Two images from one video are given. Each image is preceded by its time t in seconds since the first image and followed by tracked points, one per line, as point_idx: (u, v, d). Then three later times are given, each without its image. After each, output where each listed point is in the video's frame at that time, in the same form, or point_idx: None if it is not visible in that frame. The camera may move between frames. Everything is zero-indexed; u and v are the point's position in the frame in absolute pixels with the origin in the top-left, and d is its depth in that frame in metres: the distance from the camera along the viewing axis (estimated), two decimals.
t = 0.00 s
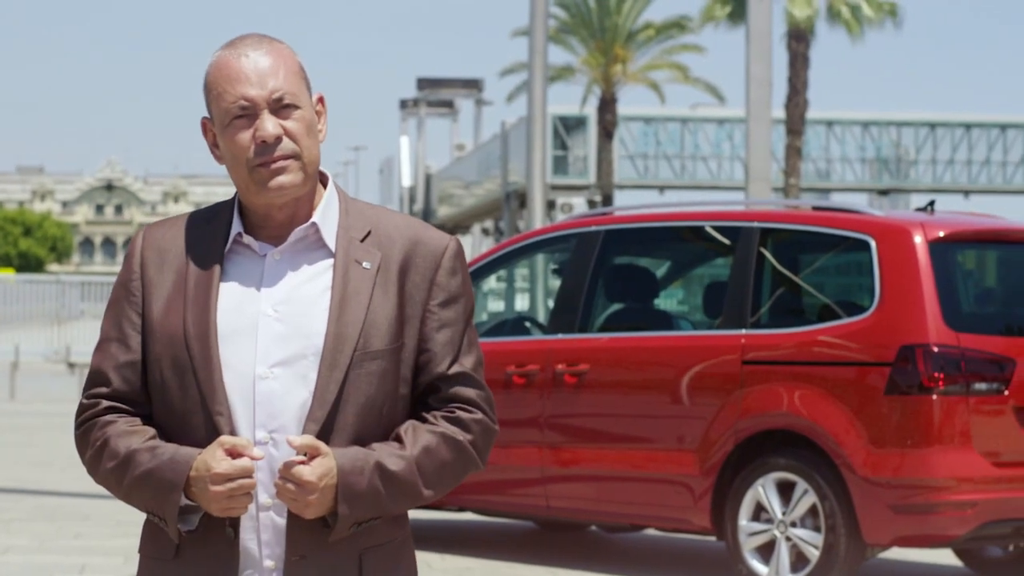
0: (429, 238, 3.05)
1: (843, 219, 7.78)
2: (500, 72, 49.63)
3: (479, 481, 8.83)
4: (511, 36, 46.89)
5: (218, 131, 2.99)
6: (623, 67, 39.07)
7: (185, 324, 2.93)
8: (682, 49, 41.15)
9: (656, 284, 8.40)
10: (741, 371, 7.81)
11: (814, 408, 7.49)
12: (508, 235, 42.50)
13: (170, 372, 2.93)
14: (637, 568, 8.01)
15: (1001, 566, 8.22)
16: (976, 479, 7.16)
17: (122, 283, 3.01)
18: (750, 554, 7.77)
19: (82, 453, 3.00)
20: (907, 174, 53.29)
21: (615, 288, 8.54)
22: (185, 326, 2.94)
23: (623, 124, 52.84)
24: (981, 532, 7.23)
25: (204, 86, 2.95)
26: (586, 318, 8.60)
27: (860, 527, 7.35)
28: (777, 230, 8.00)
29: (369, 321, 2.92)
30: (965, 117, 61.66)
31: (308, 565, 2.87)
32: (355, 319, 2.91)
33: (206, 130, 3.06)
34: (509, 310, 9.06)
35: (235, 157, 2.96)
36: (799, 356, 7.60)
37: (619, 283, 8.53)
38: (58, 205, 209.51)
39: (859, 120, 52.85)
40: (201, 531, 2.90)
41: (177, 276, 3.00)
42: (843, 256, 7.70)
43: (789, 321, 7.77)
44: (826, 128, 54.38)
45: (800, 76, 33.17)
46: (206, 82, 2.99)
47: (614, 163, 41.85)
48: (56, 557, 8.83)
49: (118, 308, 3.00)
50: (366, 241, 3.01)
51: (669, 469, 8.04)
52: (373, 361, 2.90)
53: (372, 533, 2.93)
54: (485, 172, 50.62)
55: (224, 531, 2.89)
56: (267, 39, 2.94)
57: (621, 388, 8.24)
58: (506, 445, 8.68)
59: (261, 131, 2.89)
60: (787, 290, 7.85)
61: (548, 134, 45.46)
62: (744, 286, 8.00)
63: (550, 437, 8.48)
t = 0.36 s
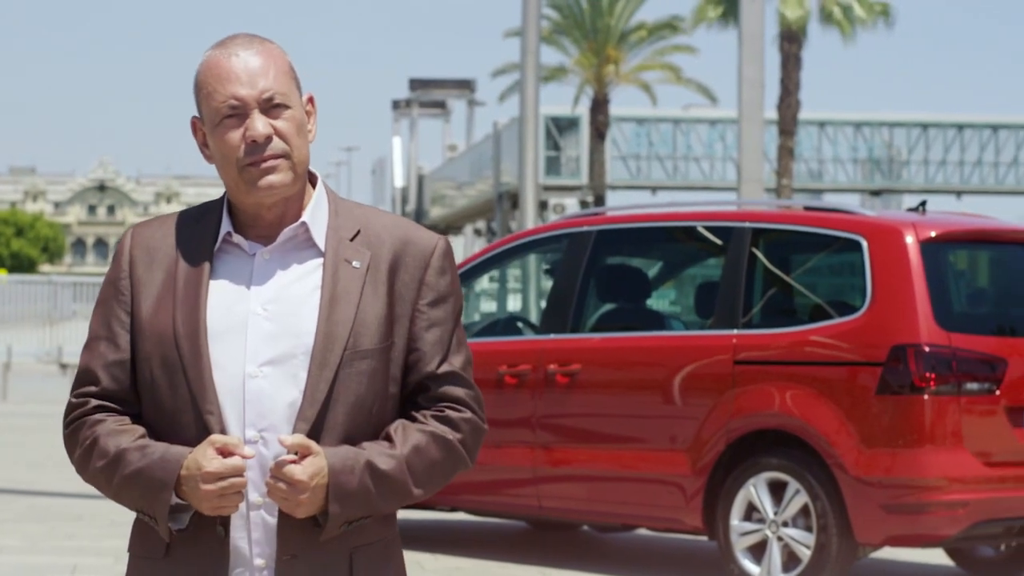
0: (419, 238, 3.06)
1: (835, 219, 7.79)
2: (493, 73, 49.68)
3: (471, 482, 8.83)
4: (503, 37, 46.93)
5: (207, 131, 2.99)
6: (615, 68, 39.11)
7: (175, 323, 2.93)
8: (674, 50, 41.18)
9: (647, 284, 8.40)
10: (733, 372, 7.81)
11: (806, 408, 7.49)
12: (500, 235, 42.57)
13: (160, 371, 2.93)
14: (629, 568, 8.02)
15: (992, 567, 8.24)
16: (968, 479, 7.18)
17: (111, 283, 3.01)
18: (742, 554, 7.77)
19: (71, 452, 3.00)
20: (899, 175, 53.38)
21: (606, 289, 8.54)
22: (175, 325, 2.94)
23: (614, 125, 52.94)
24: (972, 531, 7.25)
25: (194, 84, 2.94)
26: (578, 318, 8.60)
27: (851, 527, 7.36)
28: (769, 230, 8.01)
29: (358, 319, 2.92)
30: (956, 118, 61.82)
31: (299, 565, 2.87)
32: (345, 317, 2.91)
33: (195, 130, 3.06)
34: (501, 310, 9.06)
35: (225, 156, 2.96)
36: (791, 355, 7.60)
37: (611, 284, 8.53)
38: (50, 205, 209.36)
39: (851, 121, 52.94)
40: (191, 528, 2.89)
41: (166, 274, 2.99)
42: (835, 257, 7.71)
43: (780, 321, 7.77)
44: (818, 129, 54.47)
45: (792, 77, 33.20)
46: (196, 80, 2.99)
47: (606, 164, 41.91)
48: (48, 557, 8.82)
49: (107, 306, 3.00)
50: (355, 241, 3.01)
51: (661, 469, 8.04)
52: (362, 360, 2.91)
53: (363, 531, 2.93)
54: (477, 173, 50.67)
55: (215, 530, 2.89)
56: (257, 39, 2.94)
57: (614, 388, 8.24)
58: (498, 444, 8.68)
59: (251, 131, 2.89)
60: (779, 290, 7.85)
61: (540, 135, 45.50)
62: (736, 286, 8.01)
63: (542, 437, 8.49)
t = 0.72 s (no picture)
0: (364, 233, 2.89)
1: (825, 218, 7.80)
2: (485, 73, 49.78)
3: (461, 481, 8.84)
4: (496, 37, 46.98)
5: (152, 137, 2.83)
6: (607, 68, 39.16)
7: (121, 329, 2.80)
8: (665, 50, 41.14)
9: (639, 283, 8.39)
10: (723, 370, 7.82)
11: (797, 406, 7.50)
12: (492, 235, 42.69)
13: (107, 378, 2.80)
14: (619, 567, 8.02)
15: (982, 565, 8.25)
16: (958, 477, 7.21)
17: (55, 285, 2.86)
18: (732, 553, 7.78)
19: (19, 462, 2.88)
20: (890, 175, 53.51)
21: (598, 288, 8.54)
22: (121, 331, 2.80)
23: (607, 125, 53.03)
24: (963, 529, 7.27)
25: (140, 88, 2.79)
26: (569, 317, 8.60)
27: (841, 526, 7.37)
28: (759, 229, 8.02)
29: (308, 323, 2.78)
30: (948, 117, 61.96)
31: None
32: (294, 321, 2.77)
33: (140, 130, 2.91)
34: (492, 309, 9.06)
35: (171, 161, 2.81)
36: (782, 354, 7.61)
37: (603, 283, 8.53)
38: (44, 206, 209.31)
39: (843, 121, 53.07)
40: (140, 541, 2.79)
41: (109, 278, 2.84)
42: (825, 256, 7.72)
43: (770, 320, 7.78)
44: (811, 129, 54.58)
45: (784, 77, 33.25)
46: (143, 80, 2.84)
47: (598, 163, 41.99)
48: (38, 557, 8.81)
49: (51, 310, 2.86)
50: (302, 241, 2.86)
51: (652, 468, 8.05)
52: (312, 364, 2.77)
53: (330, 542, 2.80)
54: (469, 173, 50.77)
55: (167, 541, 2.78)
56: (205, 43, 2.79)
57: (605, 387, 8.23)
58: (488, 443, 8.69)
59: (196, 133, 2.75)
60: (769, 289, 7.85)
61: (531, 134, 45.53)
62: (726, 284, 8.01)
63: (533, 436, 8.49)
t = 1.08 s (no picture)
0: (201, 228, 2.80)
1: (815, 217, 7.81)
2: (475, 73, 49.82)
3: (451, 480, 8.85)
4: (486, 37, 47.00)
5: None
6: (598, 68, 39.16)
7: None
8: (655, 50, 41.13)
9: (627, 283, 8.38)
10: (712, 370, 7.81)
11: (786, 406, 7.51)
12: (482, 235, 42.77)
13: None
14: (608, 567, 8.02)
15: (970, 566, 8.27)
16: (947, 477, 7.21)
17: None
18: (721, 552, 7.79)
19: None
20: (881, 176, 53.61)
21: (587, 287, 8.53)
22: None
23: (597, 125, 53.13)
24: (952, 529, 7.28)
25: None
26: (559, 317, 8.59)
27: (830, 525, 7.38)
28: (748, 229, 8.02)
29: (143, 331, 2.70)
30: (938, 118, 62.13)
31: None
32: (129, 331, 2.69)
33: None
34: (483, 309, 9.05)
35: None
36: (771, 354, 7.61)
37: (592, 283, 8.52)
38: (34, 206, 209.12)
39: (833, 121, 53.17)
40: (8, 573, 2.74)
41: None
42: (815, 256, 7.72)
43: (760, 320, 7.78)
44: (800, 129, 54.68)
45: (774, 77, 33.28)
46: None
47: (588, 163, 42.01)
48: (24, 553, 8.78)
49: None
50: (136, 242, 2.76)
51: (641, 468, 8.05)
52: (153, 374, 2.69)
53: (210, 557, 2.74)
54: (460, 173, 50.84)
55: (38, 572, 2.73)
56: (12, 50, 2.71)
57: (594, 386, 8.23)
58: (478, 443, 8.69)
59: None
60: (759, 289, 7.86)
61: (522, 134, 45.57)
62: (716, 284, 8.01)
63: (522, 436, 8.50)
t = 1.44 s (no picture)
0: None
1: (802, 216, 7.82)
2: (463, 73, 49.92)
3: (438, 478, 8.86)
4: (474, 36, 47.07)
5: None
6: (585, 67, 39.21)
7: None
8: (643, 49, 41.22)
9: (614, 282, 8.38)
10: (699, 369, 7.82)
11: (772, 404, 7.51)
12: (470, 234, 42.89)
13: None
14: (595, 565, 8.03)
15: (955, 565, 8.31)
16: (933, 475, 7.23)
17: None
18: (708, 550, 7.81)
19: None
20: (868, 175, 53.76)
21: (574, 286, 8.54)
22: None
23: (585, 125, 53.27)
24: (937, 527, 7.29)
25: None
26: (545, 315, 8.59)
27: (816, 523, 7.39)
28: (734, 228, 8.04)
29: None
30: (925, 118, 62.33)
31: None
32: None
33: None
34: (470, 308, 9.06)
35: None
36: (758, 352, 7.62)
37: (579, 282, 8.51)
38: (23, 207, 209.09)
39: (820, 121, 53.33)
40: None
41: None
42: (801, 256, 7.74)
43: (746, 319, 7.79)
44: (788, 129, 54.83)
45: (761, 77, 33.39)
46: None
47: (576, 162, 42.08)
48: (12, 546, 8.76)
49: None
50: None
51: (627, 466, 8.05)
52: None
53: None
54: (448, 173, 50.95)
55: None
56: None
57: (581, 385, 8.24)
58: (465, 442, 8.70)
59: None
60: (745, 288, 7.87)
61: (509, 133, 45.64)
62: (702, 282, 8.02)
63: (509, 434, 8.50)
